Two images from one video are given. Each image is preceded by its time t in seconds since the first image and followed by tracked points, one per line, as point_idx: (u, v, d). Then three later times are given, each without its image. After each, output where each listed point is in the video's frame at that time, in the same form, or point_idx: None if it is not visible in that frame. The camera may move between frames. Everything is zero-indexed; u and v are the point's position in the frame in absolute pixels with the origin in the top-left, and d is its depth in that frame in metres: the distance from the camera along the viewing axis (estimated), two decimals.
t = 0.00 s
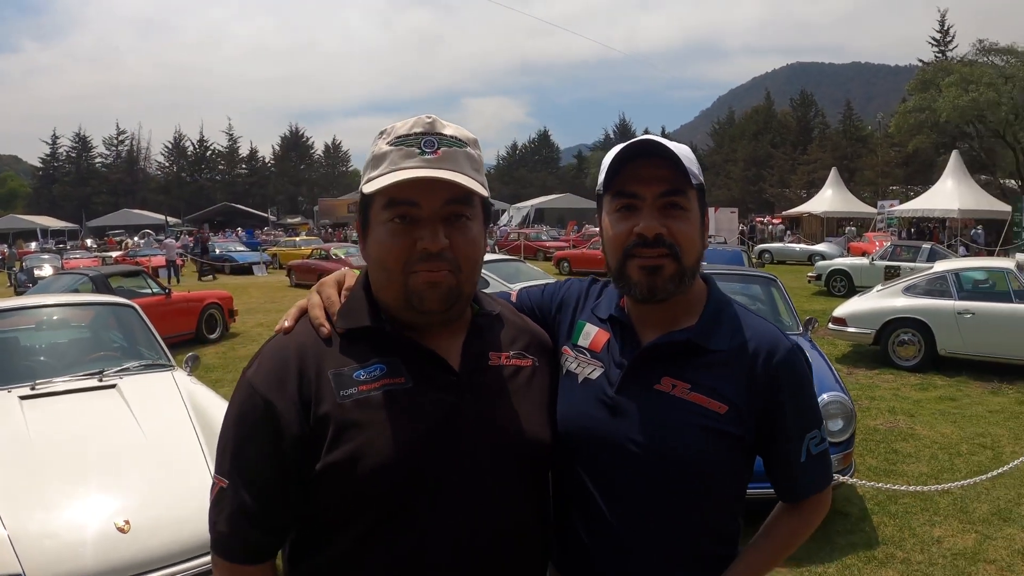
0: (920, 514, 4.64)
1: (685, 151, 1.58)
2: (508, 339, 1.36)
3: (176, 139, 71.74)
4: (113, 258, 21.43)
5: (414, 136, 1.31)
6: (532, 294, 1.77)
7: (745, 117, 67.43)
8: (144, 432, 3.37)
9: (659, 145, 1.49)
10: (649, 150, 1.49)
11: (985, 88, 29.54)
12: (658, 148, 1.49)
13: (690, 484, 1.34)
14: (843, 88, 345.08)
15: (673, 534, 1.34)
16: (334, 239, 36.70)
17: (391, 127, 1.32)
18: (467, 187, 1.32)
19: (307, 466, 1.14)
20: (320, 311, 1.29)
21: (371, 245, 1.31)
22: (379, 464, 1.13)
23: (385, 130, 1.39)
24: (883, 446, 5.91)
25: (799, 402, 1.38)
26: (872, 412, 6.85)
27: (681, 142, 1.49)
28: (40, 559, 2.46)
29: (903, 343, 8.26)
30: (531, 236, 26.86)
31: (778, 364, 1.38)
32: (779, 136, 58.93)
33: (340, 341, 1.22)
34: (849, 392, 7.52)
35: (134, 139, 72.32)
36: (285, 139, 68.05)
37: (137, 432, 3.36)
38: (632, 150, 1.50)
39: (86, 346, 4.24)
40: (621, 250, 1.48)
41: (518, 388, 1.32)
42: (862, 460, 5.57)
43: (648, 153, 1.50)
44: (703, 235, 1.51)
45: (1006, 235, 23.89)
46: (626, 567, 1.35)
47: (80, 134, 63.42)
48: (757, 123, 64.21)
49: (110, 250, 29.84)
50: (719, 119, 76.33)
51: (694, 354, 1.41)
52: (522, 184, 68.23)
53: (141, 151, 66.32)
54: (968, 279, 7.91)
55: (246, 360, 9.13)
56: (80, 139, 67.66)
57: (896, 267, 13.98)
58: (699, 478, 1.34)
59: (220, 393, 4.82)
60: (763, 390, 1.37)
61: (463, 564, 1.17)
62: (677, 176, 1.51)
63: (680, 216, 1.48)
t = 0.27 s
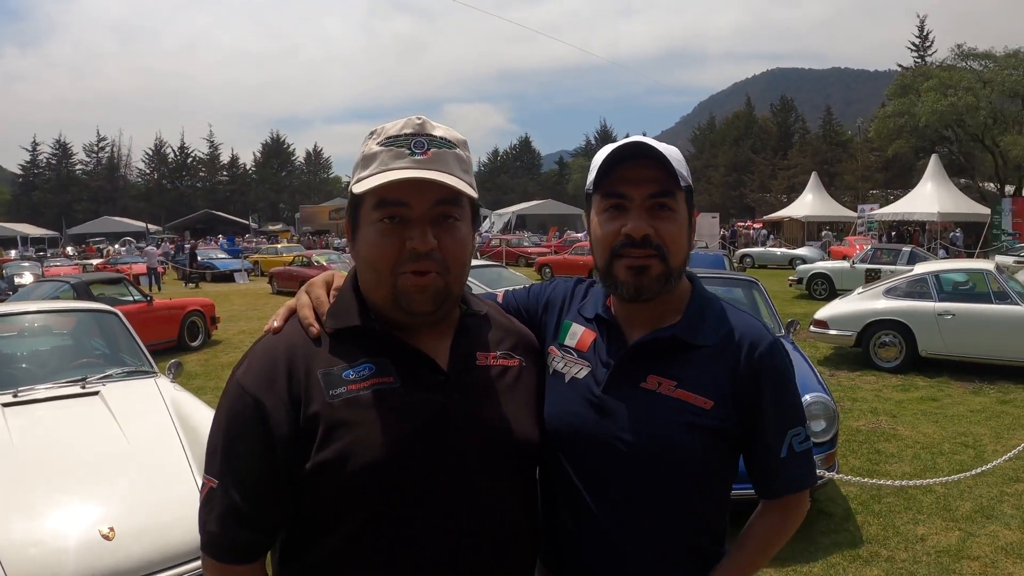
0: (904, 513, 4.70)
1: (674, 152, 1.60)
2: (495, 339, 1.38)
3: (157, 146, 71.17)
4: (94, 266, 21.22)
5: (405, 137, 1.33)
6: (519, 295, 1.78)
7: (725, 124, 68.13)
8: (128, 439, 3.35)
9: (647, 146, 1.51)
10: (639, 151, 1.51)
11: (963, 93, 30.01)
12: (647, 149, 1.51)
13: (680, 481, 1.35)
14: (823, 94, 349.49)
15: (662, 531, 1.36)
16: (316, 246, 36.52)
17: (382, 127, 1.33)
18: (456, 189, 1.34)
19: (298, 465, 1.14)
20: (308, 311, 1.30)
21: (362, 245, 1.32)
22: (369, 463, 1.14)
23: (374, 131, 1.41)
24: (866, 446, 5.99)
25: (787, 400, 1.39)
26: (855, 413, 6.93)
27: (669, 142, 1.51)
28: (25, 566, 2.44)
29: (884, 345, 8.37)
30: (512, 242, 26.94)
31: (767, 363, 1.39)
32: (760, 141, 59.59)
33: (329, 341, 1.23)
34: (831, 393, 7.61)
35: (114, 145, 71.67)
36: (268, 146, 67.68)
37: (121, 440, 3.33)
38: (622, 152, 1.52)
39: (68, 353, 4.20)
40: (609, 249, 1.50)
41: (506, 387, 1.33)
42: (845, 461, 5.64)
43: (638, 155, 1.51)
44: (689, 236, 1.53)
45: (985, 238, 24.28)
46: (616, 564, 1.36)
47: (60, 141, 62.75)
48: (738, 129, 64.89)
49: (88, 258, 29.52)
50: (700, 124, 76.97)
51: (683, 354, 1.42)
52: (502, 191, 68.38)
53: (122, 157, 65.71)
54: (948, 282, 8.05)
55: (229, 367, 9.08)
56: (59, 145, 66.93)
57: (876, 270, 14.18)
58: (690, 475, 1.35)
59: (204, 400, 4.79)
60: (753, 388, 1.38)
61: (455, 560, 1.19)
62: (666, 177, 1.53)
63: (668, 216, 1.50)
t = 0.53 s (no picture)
0: (891, 515, 4.75)
1: (658, 156, 1.63)
2: (482, 341, 1.40)
3: (143, 152, 70.75)
4: (79, 272, 21.05)
5: (392, 142, 1.35)
6: (506, 298, 1.81)
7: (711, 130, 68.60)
8: (116, 445, 3.34)
9: (631, 150, 1.54)
10: (623, 156, 1.54)
11: (949, 99, 30.37)
12: (631, 153, 1.54)
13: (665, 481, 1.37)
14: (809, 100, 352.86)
15: (648, 530, 1.37)
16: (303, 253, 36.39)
17: (370, 133, 1.36)
18: (443, 194, 1.36)
19: (287, 464, 1.16)
20: (298, 313, 1.31)
21: (350, 250, 1.35)
22: (357, 463, 1.15)
23: (363, 137, 1.43)
24: (853, 449, 6.04)
25: (772, 401, 1.40)
26: (842, 416, 7.00)
27: (652, 147, 1.54)
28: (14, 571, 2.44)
29: (871, 348, 8.45)
30: (499, 249, 26.97)
31: (750, 362, 1.41)
32: (746, 147, 60.06)
33: (319, 343, 1.25)
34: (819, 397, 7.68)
35: (101, 151, 71.25)
36: (255, 152, 67.43)
37: (109, 445, 3.32)
38: (606, 157, 1.55)
39: (56, 359, 4.18)
40: (594, 252, 1.53)
41: (493, 388, 1.35)
42: (832, 464, 5.69)
43: (621, 159, 1.55)
44: (673, 238, 1.56)
45: (970, 242, 24.56)
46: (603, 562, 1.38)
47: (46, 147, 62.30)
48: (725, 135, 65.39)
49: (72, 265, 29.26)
50: (687, 130, 77.46)
51: (667, 355, 1.44)
52: (490, 197, 68.44)
53: (108, 164, 65.30)
54: (934, 285, 8.15)
55: (217, 374, 9.05)
56: (45, 151, 66.49)
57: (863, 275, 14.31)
58: (675, 474, 1.37)
59: (191, 407, 4.77)
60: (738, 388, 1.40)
61: (443, 560, 1.20)
62: (650, 181, 1.56)
63: (652, 220, 1.52)
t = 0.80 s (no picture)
0: (881, 517, 4.78)
1: (646, 159, 1.64)
2: (472, 343, 1.42)
3: (134, 155, 70.44)
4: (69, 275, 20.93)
5: (382, 146, 1.37)
6: (497, 300, 1.83)
7: (702, 134, 68.99)
8: (107, 448, 3.34)
9: (619, 152, 1.55)
10: (610, 159, 1.56)
11: (938, 104, 30.66)
12: (619, 156, 1.55)
13: (654, 481, 1.38)
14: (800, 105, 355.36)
15: (637, 530, 1.39)
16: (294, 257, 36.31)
17: (359, 137, 1.37)
18: (433, 198, 1.38)
19: (278, 465, 1.17)
20: (289, 314, 1.33)
21: (342, 250, 1.36)
22: (348, 465, 1.17)
23: (354, 141, 1.44)
24: (842, 451, 6.09)
25: (759, 402, 1.42)
26: (832, 419, 7.05)
27: (641, 149, 1.55)
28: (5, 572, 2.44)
29: (860, 352, 8.51)
30: (490, 253, 27.02)
31: (738, 364, 1.42)
32: (737, 152, 60.43)
33: (309, 344, 1.27)
34: (809, 400, 7.73)
35: (92, 154, 70.90)
36: (246, 155, 67.22)
37: (100, 448, 3.32)
38: (594, 159, 1.57)
39: (46, 361, 4.17)
40: (582, 254, 1.55)
41: (483, 389, 1.37)
42: (822, 466, 5.74)
43: (609, 162, 1.56)
44: (660, 240, 1.58)
45: (959, 246, 24.78)
46: (594, 562, 1.40)
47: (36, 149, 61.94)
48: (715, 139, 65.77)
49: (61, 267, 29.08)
50: (678, 134, 77.82)
51: (655, 356, 1.45)
52: (481, 201, 68.51)
53: (98, 166, 64.96)
54: (924, 289, 8.23)
55: (208, 377, 9.02)
56: (35, 153, 66.10)
57: (853, 279, 14.44)
58: (663, 475, 1.39)
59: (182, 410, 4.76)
60: (725, 388, 1.41)
61: (433, 560, 1.21)
62: (638, 183, 1.58)
63: (639, 222, 1.54)
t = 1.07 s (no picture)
0: (873, 519, 4.81)
1: (640, 161, 1.65)
2: (467, 343, 1.43)
3: (127, 155, 70.24)
4: (62, 275, 20.84)
5: (380, 145, 1.38)
6: (492, 300, 1.84)
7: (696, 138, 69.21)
8: (100, 448, 3.33)
9: (612, 154, 1.57)
10: (604, 161, 1.57)
11: (932, 109, 30.84)
12: (613, 158, 1.57)
13: (647, 479, 1.39)
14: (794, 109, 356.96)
15: (629, 529, 1.40)
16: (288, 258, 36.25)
17: (357, 136, 1.38)
18: (430, 198, 1.39)
19: (273, 460, 1.18)
20: (286, 312, 1.34)
21: (338, 248, 1.37)
22: (342, 461, 1.18)
23: (352, 140, 1.46)
24: (834, 455, 6.13)
25: (750, 403, 1.43)
26: (824, 422, 7.08)
27: (634, 150, 1.57)
28: None
29: (852, 356, 8.56)
30: (484, 255, 27.03)
31: (729, 364, 1.44)
32: (731, 156, 60.64)
33: (305, 341, 1.28)
34: (801, 403, 7.77)
35: (85, 154, 70.62)
36: (240, 156, 67.06)
37: (93, 448, 3.31)
38: (588, 160, 1.58)
39: (40, 361, 4.16)
40: (576, 255, 1.57)
41: (477, 389, 1.38)
42: (815, 469, 5.77)
43: (604, 163, 1.58)
44: (652, 242, 1.59)
45: (952, 251, 24.91)
46: (585, 561, 1.41)
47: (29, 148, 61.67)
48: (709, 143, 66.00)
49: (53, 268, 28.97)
50: (672, 138, 78.05)
51: (648, 357, 1.47)
52: (475, 203, 68.51)
53: (91, 167, 64.67)
54: (917, 293, 8.28)
55: (201, 378, 9.00)
56: (27, 153, 65.80)
57: (845, 283, 14.51)
58: (657, 474, 1.40)
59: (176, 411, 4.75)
60: (716, 387, 1.42)
61: (426, 559, 1.23)
62: (631, 185, 1.60)
63: (631, 223, 1.56)
